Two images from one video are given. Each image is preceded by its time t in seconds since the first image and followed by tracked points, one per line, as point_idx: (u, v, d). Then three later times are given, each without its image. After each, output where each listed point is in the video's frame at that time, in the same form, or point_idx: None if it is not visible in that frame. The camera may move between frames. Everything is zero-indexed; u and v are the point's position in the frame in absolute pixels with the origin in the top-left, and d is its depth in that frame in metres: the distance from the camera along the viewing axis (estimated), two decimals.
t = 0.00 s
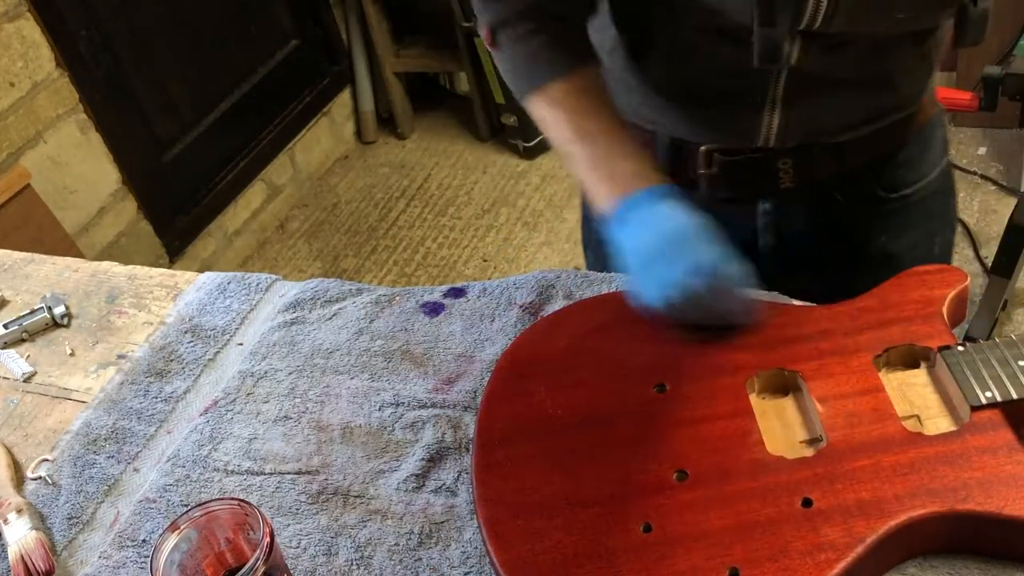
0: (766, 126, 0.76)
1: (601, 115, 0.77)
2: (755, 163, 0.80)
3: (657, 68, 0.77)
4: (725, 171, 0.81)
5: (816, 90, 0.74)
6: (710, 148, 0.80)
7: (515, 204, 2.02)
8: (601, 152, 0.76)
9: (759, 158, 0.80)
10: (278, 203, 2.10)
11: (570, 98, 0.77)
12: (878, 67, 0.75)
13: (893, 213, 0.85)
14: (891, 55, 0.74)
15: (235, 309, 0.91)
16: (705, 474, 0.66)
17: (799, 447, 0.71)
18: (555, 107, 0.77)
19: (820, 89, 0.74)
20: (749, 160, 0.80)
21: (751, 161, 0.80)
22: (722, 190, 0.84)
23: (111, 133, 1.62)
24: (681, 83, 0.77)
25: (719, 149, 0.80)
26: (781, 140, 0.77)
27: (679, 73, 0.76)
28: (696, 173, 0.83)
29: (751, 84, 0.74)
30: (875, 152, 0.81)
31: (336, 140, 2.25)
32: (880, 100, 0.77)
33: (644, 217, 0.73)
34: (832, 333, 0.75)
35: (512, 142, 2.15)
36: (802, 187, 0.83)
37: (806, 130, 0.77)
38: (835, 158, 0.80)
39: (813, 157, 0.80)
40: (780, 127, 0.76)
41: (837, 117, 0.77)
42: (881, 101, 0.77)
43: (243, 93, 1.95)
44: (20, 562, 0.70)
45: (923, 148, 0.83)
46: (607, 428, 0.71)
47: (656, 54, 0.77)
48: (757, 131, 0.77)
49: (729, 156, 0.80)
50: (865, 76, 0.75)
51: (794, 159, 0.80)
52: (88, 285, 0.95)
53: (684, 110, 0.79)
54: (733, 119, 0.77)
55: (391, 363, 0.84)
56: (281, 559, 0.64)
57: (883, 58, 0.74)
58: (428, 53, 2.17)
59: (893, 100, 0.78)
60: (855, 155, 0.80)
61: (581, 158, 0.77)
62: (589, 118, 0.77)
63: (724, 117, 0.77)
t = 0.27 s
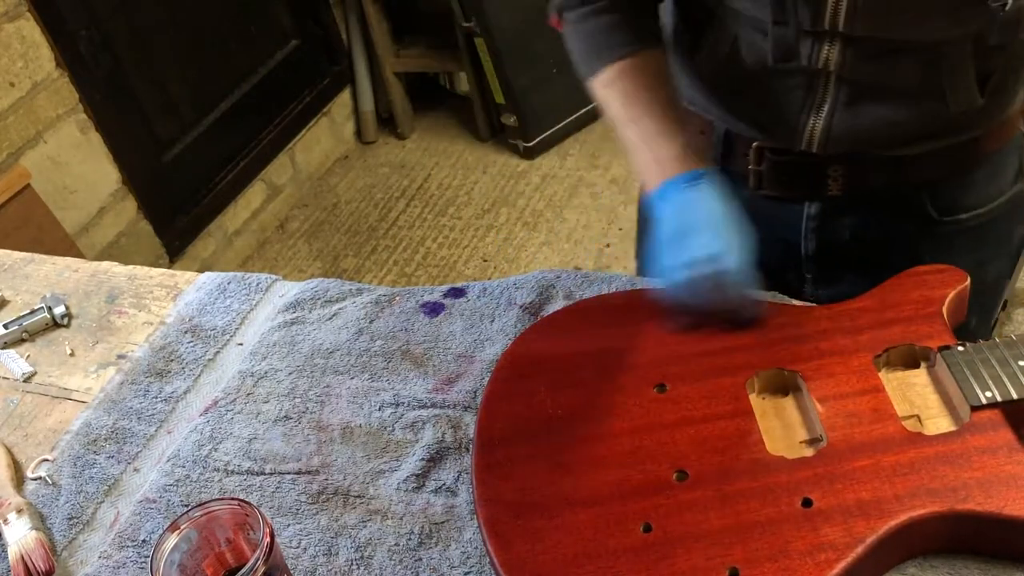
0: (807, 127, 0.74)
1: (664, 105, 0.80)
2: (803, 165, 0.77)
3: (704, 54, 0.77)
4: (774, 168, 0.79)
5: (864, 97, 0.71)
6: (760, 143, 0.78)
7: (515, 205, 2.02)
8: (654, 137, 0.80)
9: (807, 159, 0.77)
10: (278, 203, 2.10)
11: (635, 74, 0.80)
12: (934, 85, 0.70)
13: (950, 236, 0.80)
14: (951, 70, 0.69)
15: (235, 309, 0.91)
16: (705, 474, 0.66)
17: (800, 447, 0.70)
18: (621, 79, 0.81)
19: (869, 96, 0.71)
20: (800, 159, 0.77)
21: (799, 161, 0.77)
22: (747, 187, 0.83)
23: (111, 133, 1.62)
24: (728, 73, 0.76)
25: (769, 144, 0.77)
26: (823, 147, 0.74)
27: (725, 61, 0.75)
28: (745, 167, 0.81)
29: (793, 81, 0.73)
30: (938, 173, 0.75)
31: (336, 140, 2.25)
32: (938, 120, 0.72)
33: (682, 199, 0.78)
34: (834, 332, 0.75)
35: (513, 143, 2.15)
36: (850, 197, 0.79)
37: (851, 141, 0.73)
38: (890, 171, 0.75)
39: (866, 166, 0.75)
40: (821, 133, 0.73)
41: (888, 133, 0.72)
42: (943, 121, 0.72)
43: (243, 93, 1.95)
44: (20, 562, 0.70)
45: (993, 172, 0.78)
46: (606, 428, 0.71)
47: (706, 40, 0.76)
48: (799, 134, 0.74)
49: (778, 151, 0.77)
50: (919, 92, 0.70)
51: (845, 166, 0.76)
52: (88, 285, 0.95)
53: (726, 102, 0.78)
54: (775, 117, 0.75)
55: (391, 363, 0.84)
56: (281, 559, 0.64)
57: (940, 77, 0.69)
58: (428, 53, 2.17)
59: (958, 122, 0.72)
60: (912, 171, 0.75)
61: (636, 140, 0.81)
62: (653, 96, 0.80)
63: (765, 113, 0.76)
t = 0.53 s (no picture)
0: (833, 131, 0.73)
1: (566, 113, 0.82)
2: (831, 171, 0.76)
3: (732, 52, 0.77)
4: (801, 172, 0.78)
5: (893, 100, 0.70)
6: (789, 147, 0.78)
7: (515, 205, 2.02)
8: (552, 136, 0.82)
9: (835, 165, 0.76)
10: (278, 203, 2.10)
11: (561, 74, 0.82)
12: (966, 89, 0.68)
13: (974, 250, 0.78)
14: (982, 78, 0.67)
15: (235, 309, 0.91)
16: (704, 473, 0.66)
17: (798, 446, 0.70)
18: (546, 73, 0.83)
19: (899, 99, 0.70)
20: (828, 164, 0.76)
21: (826, 167, 0.76)
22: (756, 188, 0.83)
23: (111, 133, 1.62)
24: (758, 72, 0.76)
25: (797, 150, 0.77)
26: (850, 151, 0.73)
27: (754, 60, 0.76)
28: (773, 170, 0.81)
29: (821, 81, 0.72)
30: (971, 181, 0.73)
31: (336, 140, 2.25)
32: (971, 125, 0.69)
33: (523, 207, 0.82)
34: (832, 330, 0.75)
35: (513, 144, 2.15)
36: (879, 207, 0.77)
37: (881, 145, 0.72)
38: (921, 180, 0.74)
39: (895, 173, 0.74)
40: (847, 138, 0.73)
41: (918, 138, 0.70)
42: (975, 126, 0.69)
43: (243, 93, 1.95)
44: (20, 562, 0.70)
45: None
46: (606, 427, 0.71)
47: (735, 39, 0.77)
48: (824, 137, 0.74)
49: (806, 155, 0.77)
50: (950, 96, 0.68)
51: (873, 173, 0.75)
52: (88, 285, 0.95)
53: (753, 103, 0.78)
54: (803, 119, 0.75)
55: (391, 363, 0.84)
56: (281, 559, 0.64)
57: (971, 79, 0.67)
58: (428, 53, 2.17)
59: (993, 127, 0.70)
60: (942, 180, 0.73)
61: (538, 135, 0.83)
62: (563, 102, 0.82)
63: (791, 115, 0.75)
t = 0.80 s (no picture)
0: (831, 146, 0.73)
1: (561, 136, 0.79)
2: (830, 185, 0.76)
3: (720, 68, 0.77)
4: (801, 188, 0.78)
5: (891, 112, 0.70)
6: (784, 164, 0.77)
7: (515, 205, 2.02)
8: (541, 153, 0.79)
9: (833, 179, 0.76)
10: (278, 203, 2.10)
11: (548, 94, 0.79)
12: (966, 97, 0.67)
13: (977, 257, 0.76)
14: (977, 85, 0.67)
15: (235, 309, 0.91)
16: (652, 461, 0.65)
17: (751, 437, 0.69)
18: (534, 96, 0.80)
19: (900, 110, 0.70)
20: (826, 179, 0.76)
21: (824, 181, 0.76)
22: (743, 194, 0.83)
23: (111, 133, 1.62)
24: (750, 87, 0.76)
25: (794, 165, 0.77)
26: (850, 164, 0.73)
27: (747, 75, 0.76)
28: (770, 187, 0.80)
29: (819, 95, 0.72)
30: (969, 189, 0.73)
31: (336, 140, 2.25)
32: (969, 133, 0.70)
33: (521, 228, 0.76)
34: (790, 322, 0.74)
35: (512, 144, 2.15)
36: (880, 218, 0.77)
37: (880, 156, 0.72)
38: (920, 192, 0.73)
39: (894, 184, 0.74)
40: (847, 151, 0.73)
41: (918, 148, 0.71)
42: (973, 133, 0.70)
43: (243, 93, 1.95)
44: (20, 562, 0.70)
45: None
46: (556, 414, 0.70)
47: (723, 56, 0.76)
48: (824, 152, 0.74)
49: (804, 170, 0.76)
50: (950, 104, 0.68)
51: (873, 185, 0.74)
52: (88, 285, 0.95)
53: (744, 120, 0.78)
54: (800, 135, 0.75)
55: (391, 363, 0.84)
56: (281, 559, 0.64)
57: (970, 87, 0.67)
58: (428, 53, 2.17)
59: (990, 132, 0.70)
60: (940, 191, 0.73)
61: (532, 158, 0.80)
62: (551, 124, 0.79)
63: (787, 130, 0.75)
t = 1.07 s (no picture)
0: (806, 157, 0.72)
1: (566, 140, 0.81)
2: (808, 199, 0.76)
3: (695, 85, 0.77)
4: (779, 202, 0.78)
5: (862, 122, 0.70)
6: (762, 177, 0.77)
7: (515, 205, 2.02)
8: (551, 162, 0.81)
9: (811, 193, 0.76)
10: (278, 203, 2.10)
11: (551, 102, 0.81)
12: (935, 105, 0.67)
13: (957, 264, 0.79)
14: (950, 95, 0.66)
15: (235, 309, 0.91)
16: (620, 499, 0.65)
17: (715, 468, 0.68)
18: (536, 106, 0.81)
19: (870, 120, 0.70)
20: (804, 194, 0.76)
21: (802, 195, 0.76)
22: (723, 210, 0.84)
23: (111, 133, 1.62)
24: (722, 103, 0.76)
25: (771, 179, 0.77)
26: (825, 176, 0.73)
27: (718, 90, 0.75)
28: (748, 201, 0.81)
29: (789, 108, 0.72)
30: (945, 200, 0.74)
31: (336, 140, 2.25)
32: (941, 140, 0.69)
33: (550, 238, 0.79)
34: (752, 351, 0.73)
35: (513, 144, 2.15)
36: (858, 230, 0.77)
37: (855, 167, 0.72)
38: (896, 203, 0.74)
39: (873, 198, 0.74)
40: (821, 162, 0.72)
41: (890, 158, 0.70)
42: (943, 142, 0.70)
43: (243, 93, 1.95)
44: (20, 562, 0.70)
45: (999, 202, 0.76)
46: (526, 451, 0.69)
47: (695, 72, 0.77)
48: (799, 164, 0.73)
49: (781, 184, 0.77)
50: (919, 113, 0.68)
51: (851, 199, 0.75)
52: (88, 284, 0.95)
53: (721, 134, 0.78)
54: (773, 148, 0.74)
55: (390, 363, 0.84)
56: (281, 559, 0.64)
57: (939, 94, 0.66)
58: (428, 53, 2.17)
59: (963, 138, 0.70)
60: (913, 206, 0.74)
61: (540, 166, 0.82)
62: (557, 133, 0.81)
63: (761, 145, 0.75)
